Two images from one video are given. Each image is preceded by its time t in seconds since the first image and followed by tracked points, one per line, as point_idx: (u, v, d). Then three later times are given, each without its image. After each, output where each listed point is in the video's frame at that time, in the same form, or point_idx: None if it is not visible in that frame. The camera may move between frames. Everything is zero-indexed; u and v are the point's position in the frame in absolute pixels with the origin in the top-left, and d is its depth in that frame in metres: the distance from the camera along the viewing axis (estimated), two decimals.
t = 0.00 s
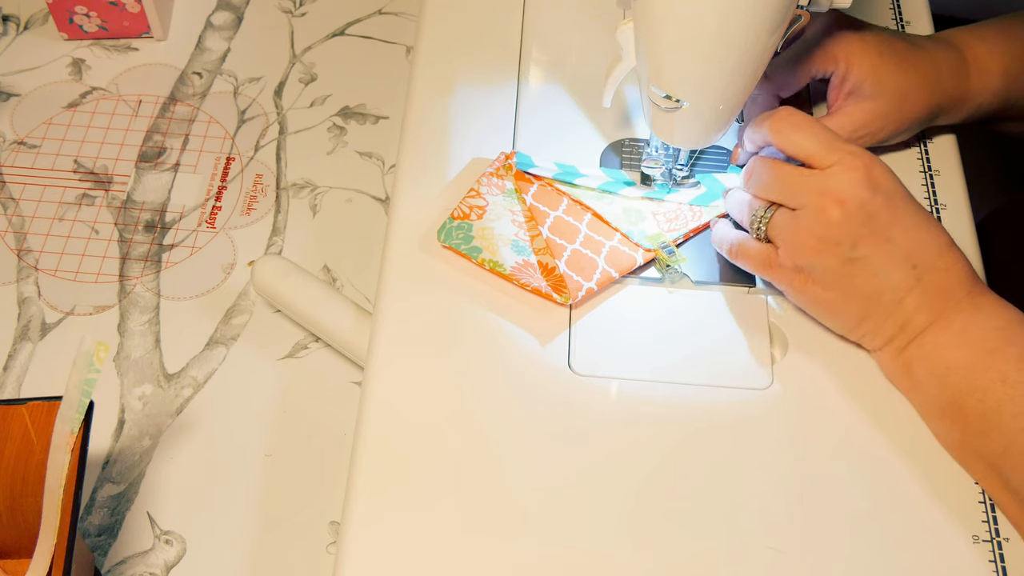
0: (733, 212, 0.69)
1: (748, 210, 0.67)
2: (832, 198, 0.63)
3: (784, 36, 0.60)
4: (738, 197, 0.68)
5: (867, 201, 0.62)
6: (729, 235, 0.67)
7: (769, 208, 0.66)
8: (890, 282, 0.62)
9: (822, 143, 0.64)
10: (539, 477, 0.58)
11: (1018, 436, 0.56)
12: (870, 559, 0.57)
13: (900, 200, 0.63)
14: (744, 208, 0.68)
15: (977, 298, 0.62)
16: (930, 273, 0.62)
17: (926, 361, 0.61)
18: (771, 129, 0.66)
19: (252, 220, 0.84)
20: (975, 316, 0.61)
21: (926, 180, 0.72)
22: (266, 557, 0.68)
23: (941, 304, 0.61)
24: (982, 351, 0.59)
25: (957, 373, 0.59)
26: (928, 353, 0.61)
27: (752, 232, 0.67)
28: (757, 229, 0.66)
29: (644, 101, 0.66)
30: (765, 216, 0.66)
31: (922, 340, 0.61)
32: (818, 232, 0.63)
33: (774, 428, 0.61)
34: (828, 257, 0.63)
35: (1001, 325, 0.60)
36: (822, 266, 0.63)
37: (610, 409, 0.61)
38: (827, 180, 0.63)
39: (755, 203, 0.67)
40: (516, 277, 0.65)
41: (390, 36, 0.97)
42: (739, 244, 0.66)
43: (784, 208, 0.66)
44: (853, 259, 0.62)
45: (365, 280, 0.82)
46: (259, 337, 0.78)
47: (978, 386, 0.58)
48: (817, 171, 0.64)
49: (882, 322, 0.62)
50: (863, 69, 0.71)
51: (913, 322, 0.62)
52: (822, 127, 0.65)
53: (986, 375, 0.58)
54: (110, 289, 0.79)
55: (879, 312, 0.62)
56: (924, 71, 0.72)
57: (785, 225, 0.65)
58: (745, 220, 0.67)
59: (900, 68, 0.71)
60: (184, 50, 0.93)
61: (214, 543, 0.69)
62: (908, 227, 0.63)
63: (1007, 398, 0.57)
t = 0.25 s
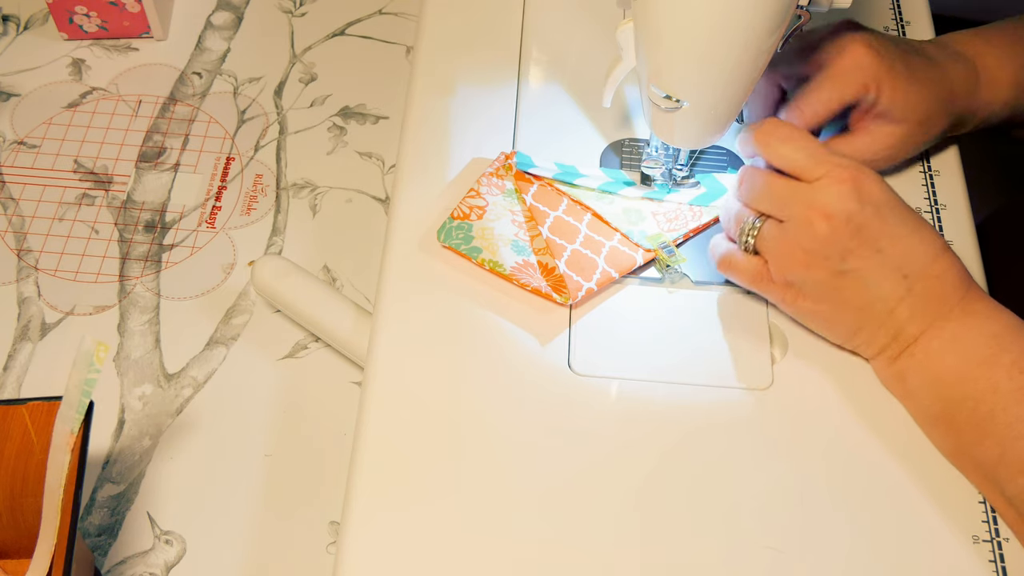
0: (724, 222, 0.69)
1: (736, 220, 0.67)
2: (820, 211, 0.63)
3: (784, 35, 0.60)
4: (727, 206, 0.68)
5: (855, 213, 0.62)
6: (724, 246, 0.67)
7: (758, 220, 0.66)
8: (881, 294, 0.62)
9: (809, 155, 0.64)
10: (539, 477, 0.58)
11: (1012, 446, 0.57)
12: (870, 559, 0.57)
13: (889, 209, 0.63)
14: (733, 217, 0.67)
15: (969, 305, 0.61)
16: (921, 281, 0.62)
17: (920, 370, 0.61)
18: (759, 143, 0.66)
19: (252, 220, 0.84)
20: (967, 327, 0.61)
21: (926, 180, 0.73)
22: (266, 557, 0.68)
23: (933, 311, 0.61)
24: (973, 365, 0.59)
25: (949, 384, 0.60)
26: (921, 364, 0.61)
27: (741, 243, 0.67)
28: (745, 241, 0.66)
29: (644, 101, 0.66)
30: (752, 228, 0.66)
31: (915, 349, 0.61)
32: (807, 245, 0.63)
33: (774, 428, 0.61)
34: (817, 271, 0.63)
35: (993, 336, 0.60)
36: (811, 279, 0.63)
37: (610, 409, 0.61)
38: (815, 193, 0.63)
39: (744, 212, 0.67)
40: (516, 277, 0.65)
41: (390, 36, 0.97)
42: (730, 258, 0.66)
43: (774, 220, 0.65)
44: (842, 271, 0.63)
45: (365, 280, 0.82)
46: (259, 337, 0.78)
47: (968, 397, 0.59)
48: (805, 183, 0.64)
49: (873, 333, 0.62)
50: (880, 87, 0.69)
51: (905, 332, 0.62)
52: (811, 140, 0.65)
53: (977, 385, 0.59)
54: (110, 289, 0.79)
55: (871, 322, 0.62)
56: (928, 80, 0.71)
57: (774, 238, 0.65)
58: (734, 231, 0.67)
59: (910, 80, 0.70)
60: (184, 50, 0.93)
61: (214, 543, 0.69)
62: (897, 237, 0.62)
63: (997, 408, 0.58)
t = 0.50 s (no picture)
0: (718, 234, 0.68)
1: (728, 240, 0.66)
2: (807, 230, 0.62)
3: (785, 34, 0.60)
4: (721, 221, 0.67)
5: (843, 229, 0.61)
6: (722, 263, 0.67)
7: (747, 236, 0.65)
8: (872, 307, 0.62)
9: (792, 172, 0.62)
10: (539, 477, 0.58)
11: (1010, 453, 0.57)
12: (869, 559, 0.57)
13: (877, 221, 0.62)
14: (725, 237, 0.66)
15: (963, 314, 0.61)
16: (913, 292, 0.62)
17: (916, 377, 0.61)
18: (742, 160, 0.64)
19: (252, 220, 0.84)
20: (961, 337, 0.61)
21: (926, 180, 0.73)
22: (266, 557, 0.68)
23: (927, 324, 0.61)
24: (968, 374, 0.60)
25: (945, 393, 0.60)
26: (917, 372, 0.61)
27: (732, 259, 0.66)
28: (739, 259, 0.65)
29: (644, 102, 0.66)
30: (742, 247, 0.65)
31: (911, 358, 0.62)
32: (797, 266, 0.62)
33: (775, 428, 0.61)
34: (809, 290, 0.62)
35: (988, 344, 0.60)
36: (804, 298, 0.63)
37: (610, 409, 0.61)
38: (800, 213, 0.62)
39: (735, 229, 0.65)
40: (516, 277, 0.65)
41: (390, 36, 0.97)
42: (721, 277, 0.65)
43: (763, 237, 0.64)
44: (832, 287, 0.62)
45: (365, 280, 0.82)
46: (259, 337, 0.78)
47: (965, 405, 0.59)
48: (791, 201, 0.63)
49: (868, 344, 0.63)
50: (871, 83, 0.70)
51: (900, 342, 0.62)
52: (797, 155, 0.63)
53: (973, 394, 0.59)
54: (109, 289, 0.79)
55: (864, 336, 0.63)
56: (920, 73, 0.72)
57: (764, 257, 0.64)
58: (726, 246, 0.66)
59: (897, 70, 0.71)
60: (184, 50, 0.93)
61: (214, 543, 0.69)
62: (885, 248, 0.62)
63: (994, 417, 0.58)
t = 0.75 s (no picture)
0: (715, 237, 0.68)
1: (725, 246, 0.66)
2: (801, 238, 0.62)
3: (784, 35, 0.60)
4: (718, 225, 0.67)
5: (838, 237, 0.62)
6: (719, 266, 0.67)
7: (742, 243, 0.65)
8: (868, 313, 0.62)
9: (784, 181, 0.62)
10: (539, 477, 0.58)
11: (1008, 458, 0.57)
12: (869, 560, 0.57)
13: (872, 228, 0.62)
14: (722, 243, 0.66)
15: (961, 317, 0.61)
16: (909, 296, 0.61)
17: (914, 382, 0.61)
18: (735, 169, 0.64)
19: (252, 220, 0.84)
20: (958, 341, 0.60)
21: (926, 180, 0.73)
22: (266, 557, 0.68)
23: (923, 328, 0.61)
24: (965, 379, 0.59)
25: (942, 398, 0.60)
26: (914, 377, 0.61)
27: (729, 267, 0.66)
28: (734, 266, 0.65)
29: (644, 101, 0.66)
30: (737, 254, 0.65)
31: (908, 363, 0.61)
32: (792, 273, 0.62)
33: (775, 428, 0.61)
34: (804, 297, 0.63)
35: (986, 348, 0.60)
36: (800, 304, 0.63)
37: (610, 409, 0.61)
38: (794, 222, 0.62)
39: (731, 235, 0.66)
40: (516, 277, 0.65)
41: (390, 36, 0.96)
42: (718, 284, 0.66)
43: (758, 244, 0.64)
44: (828, 294, 0.62)
45: (365, 280, 0.82)
46: (259, 337, 0.78)
47: (962, 410, 0.59)
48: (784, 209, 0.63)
49: (865, 348, 0.62)
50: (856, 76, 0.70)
51: (897, 347, 0.61)
52: (790, 163, 0.63)
53: (970, 399, 0.59)
54: (109, 289, 0.79)
55: (861, 340, 0.62)
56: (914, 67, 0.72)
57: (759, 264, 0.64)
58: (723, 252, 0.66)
59: (877, 60, 0.71)
60: (184, 50, 0.93)
61: (214, 543, 0.69)
62: (881, 254, 0.62)
63: (992, 421, 0.58)
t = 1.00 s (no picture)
0: (726, 218, 0.68)
1: (742, 210, 0.67)
2: (828, 201, 0.63)
3: (784, 36, 0.60)
4: (733, 201, 0.68)
5: (864, 206, 0.63)
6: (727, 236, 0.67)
7: (764, 208, 0.66)
8: (883, 287, 0.63)
9: (815, 147, 0.65)
10: (539, 476, 0.58)
11: (1010, 446, 0.57)
12: (869, 560, 0.57)
13: (895, 208, 0.64)
14: (738, 208, 0.67)
15: (968, 304, 0.62)
16: (923, 279, 0.63)
17: (921, 366, 0.61)
18: (768, 133, 0.66)
19: (252, 220, 0.84)
20: (968, 327, 0.61)
21: (926, 180, 0.72)
22: (265, 557, 0.68)
23: (933, 311, 0.62)
24: (973, 364, 0.59)
25: (949, 381, 0.60)
26: (922, 358, 0.61)
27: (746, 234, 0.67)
28: (751, 231, 0.66)
29: (644, 101, 0.66)
30: (757, 219, 0.66)
31: (916, 346, 0.61)
32: (815, 234, 0.63)
33: (775, 428, 0.61)
34: (824, 259, 0.63)
35: (994, 337, 0.60)
36: (818, 267, 0.63)
37: (610, 409, 0.61)
38: (823, 184, 0.64)
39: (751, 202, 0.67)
40: (516, 277, 0.65)
41: (390, 36, 0.97)
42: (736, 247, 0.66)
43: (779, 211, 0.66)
44: (847, 262, 0.63)
45: (365, 280, 0.82)
46: (259, 337, 0.78)
47: (968, 396, 0.59)
48: (811, 175, 0.65)
49: (875, 326, 0.62)
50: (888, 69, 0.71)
51: (907, 328, 0.62)
52: (822, 135, 0.66)
53: (977, 384, 0.59)
54: (110, 289, 0.79)
55: (872, 316, 0.62)
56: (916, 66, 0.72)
57: (780, 226, 0.65)
58: (739, 223, 0.67)
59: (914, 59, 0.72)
60: (184, 50, 0.93)
61: (214, 544, 0.69)
62: (902, 234, 0.63)
63: (997, 408, 0.58)
